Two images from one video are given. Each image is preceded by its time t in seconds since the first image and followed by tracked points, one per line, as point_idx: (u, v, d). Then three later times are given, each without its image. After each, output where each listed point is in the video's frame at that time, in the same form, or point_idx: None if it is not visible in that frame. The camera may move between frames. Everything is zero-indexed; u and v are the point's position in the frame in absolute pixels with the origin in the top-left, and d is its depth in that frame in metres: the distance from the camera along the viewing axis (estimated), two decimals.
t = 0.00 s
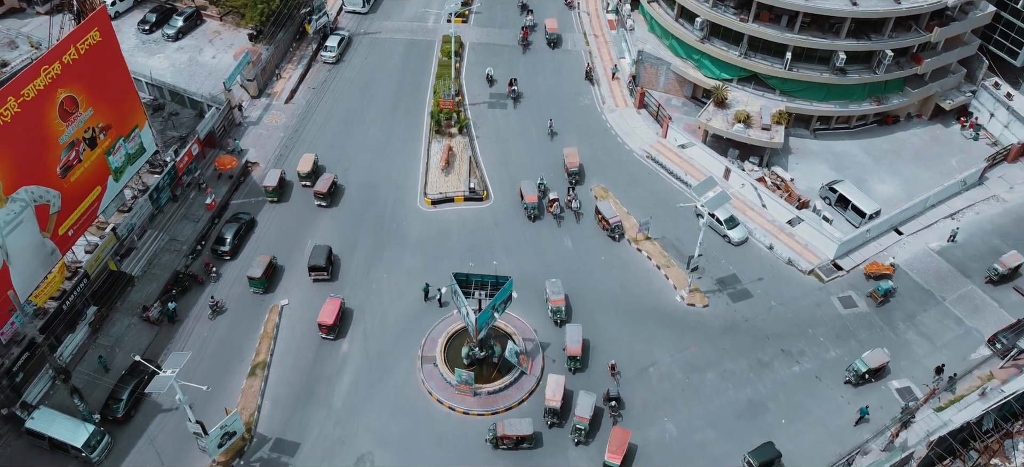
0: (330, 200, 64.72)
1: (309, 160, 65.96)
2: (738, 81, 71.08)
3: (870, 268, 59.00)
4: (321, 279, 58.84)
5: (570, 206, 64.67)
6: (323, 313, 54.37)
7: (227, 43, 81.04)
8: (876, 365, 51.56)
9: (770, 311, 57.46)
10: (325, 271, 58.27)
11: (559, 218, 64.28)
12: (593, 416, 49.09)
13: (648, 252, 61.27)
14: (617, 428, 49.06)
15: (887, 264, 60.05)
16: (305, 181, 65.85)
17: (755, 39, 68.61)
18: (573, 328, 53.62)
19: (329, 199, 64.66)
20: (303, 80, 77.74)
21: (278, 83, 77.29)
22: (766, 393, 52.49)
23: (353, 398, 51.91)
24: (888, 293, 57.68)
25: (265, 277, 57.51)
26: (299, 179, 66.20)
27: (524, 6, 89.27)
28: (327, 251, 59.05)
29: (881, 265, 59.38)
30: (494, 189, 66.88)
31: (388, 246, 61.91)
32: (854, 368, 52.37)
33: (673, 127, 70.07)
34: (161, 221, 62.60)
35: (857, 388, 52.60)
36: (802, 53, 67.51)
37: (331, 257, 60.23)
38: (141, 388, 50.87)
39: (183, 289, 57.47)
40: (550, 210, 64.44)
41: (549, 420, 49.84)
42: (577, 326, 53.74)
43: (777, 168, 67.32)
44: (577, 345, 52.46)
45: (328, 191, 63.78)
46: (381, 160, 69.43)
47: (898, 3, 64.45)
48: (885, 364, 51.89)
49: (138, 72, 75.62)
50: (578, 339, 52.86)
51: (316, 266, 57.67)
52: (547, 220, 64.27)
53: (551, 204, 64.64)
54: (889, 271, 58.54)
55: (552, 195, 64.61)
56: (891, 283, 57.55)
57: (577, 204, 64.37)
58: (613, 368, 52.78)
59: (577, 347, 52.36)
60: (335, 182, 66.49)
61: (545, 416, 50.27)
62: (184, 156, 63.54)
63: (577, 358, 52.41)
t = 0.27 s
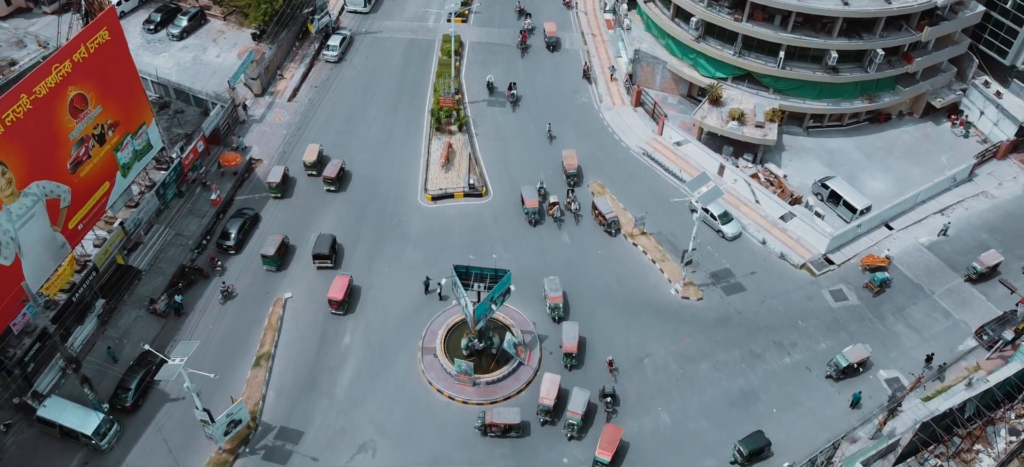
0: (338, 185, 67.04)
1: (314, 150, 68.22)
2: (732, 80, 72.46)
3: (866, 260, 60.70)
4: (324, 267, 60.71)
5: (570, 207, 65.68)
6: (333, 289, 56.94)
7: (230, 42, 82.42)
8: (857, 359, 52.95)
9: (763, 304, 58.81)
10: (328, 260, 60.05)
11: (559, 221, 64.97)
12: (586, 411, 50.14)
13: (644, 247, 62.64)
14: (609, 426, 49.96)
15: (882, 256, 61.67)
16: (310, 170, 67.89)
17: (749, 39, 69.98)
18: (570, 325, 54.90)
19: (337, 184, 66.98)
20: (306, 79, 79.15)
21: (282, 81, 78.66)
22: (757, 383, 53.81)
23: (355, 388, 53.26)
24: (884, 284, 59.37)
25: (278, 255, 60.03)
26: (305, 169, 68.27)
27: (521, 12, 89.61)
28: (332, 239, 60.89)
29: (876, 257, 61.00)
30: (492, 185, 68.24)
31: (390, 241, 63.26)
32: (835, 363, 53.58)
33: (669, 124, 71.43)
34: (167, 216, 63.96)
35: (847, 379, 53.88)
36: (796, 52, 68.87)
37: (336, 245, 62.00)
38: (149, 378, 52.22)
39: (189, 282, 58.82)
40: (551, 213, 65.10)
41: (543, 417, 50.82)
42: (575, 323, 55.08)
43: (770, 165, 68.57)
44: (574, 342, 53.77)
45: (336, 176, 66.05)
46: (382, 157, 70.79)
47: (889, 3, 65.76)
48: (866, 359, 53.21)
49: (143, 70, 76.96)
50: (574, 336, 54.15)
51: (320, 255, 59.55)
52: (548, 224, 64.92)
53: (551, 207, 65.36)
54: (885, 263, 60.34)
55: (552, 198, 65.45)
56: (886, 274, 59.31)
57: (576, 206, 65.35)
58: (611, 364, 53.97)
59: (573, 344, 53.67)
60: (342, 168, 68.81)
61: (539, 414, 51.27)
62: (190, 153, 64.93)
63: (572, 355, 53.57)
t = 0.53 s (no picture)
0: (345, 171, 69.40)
1: (318, 140, 70.22)
2: (727, 78, 73.86)
3: (862, 254, 62.13)
4: (329, 256, 62.56)
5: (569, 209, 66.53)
6: (342, 268, 59.35)
7: (234, 41, 83.80)
8: (837, 355, 53.87)
9: (755, 297, 60.19)
10: (332, 248, 61.87)
11: (559, 224, 65.70)
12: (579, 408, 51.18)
13: (639, 242, 64.01)
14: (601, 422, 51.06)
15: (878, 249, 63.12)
16: (315, 160, 69.86)
17: (743, 38, 71.40)
18: (566, 323, 55.84)
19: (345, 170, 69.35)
20: (308, 77, 80.52)
21: (284, 80, 80.01)
22: (750, 374, 55.16)
23: (358, 378, 54.63)
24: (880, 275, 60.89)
25: (290, 236, 62.62)
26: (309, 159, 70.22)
27: (519, 16, 90.07)
28: (335, 228, 62.76)
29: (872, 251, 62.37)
30: (491, 182, 69.59)
31: (391, 236, 64.62)
32: (817, 359, 54.66)
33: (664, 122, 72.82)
34: (173, 211, 65.32)
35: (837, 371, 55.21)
36: (789, 51, 70.27)
37: (339, 235, 63.78)
38: (156, 369, 53.57)
39: (195, 276, 60.17)
40: (551, 216, 65.74)
41: (535, 416, 51.59)
42: (571, 321, 56.11)
43: (764, 162, 69.99)
44: (570, 340, 54.76)
45: (344, 163, 68.45)
46: (383, 154, 72.14)
47: (879, 3, 67.15)
48: (846, 354, 54.20)
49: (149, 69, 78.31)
50: (570, 334, 55.14)
51: (324, 244, 61.36)
52: (548, 227, 65.63)
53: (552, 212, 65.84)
54: (880, 256, 61.64)
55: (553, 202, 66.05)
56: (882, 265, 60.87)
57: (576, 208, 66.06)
58: (608, 361, 55.04)
59: (569, 341, 54.64)
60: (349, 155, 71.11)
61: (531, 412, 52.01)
62: (195, 150, 66.31)
63: (569, 352, 54.54)
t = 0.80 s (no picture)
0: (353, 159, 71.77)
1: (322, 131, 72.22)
2: (722, 78, 75.23)
3: (860, 248, 63.47)
4: (332, 245, 64.40)
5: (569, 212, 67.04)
6: (349, 248, 61.84)
7: (237, 41, 85.18)
8: (819, 351, 54.98)
9: (748, 291, 61.54)
10: (336, 238, 63.74)
11: (560, 228, 66.39)
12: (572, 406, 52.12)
13: (635, 238, 65.37)
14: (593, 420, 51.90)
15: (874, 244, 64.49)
16: (319, 151, 71.76)
17: (737, 39, 72.78)
18: (563, 323, 56.59)
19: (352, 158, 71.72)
20: (311, 77, 81.91)
21: (287, 79, 81.39)
22: (742, 366, 56.50)
23: (360, 370, 55.97)
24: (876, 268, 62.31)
25: (301, 218, 65.16)
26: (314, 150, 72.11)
27: (516, 23, 90.21)
28: (339, 219, 64.65)
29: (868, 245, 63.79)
30: (490, 179, 70.96)
31: (392, 232, 65.96)
32: (800, 355, 55.72)
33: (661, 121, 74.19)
34: (179, 208, 66.68)
35: (828, 363, 56.52)
36: (782, 52, 71.60)
37: (343, 226, 65.62)
38: (163, 362, 54.91)
39: (200, 271, 61.51)
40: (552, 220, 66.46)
41: (528, 416, 52.47)
42: (567, 321, 56.85)
43: (758, 160, 71.40)
44: (566, 339, 55.39)
45: (351, 150, 70.89)
46: (385, 152, 73.49)
47: (871, 3, 68.49)
48: (828, 351, 55.33)
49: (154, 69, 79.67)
50: (566, 333, 55.78)
51: (328, 233, 63.23)
52: (549, 232, 66.30)
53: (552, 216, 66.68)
54: (877, 250, 63.09)
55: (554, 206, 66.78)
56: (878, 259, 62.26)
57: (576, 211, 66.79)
58: (605, 359, 56.04)
59: (566, 341, 55.26)
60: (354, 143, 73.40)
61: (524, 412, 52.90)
62: (200, 148, 67.70)
63: (565, 351, 55.25)
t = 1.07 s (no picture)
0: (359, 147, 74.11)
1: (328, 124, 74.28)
2: (718, 77, 76.54)
3: (856, 243, 64.88)
4: (336, 236, 66.18)
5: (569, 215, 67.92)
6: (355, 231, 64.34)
7: (240, 41, 86.50)
8: (802, 348, 56.16)
9: (742, 286, 62.85)
10: (340, 228, 65.58)
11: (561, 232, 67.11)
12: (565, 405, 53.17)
13: (632, 234, 66.68)
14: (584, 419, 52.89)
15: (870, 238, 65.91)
16: (324, 143, 73.75)
17: (732, 39, 74.10)
18: (560, 322, 57.60)
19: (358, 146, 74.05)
20: (313, 76, 83.24)
21: (290, 79, 82.74)
22: (736, 359, 57.80)
23: (362, 363, 57.29)
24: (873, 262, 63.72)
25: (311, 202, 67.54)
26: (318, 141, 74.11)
27: (515, 26, 90.92)
28: (343, 209, 66.48)
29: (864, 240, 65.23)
30: (490, 177, 72.27)
31: (393, 228, 67.27)
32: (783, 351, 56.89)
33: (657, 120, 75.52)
34: (184, 205, 67.98)
35: (819, 356, 57.82)
36: (776, 51, 72.92)
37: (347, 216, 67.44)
38: (169, 354, 56.22)
39: (205, 266, 62.81)
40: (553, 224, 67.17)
41: (519, 416, 53.18)
42: (564, 321, 57.80)
43: (752, 158, 72.73)
44: (563, 338, 56.43)
45: (357, 138, 73.26)
46: (386, 150, 74.80)
47: (863, 4, 69.78)
48: (811, 348, 56.48)
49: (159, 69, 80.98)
50: (563, 332, 56.79)
51: (332, 224, 65.08)
52: (549, 236, 66.89)
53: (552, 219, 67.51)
54: (873, 244, 64.54)
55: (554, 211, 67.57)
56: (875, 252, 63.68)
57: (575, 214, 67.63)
58: (602, 358, 56.76)
59: (562, 340, 56.33)
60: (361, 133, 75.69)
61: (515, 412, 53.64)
62: (204, 146, 69.02)
63: (561, 350, 56.29)
